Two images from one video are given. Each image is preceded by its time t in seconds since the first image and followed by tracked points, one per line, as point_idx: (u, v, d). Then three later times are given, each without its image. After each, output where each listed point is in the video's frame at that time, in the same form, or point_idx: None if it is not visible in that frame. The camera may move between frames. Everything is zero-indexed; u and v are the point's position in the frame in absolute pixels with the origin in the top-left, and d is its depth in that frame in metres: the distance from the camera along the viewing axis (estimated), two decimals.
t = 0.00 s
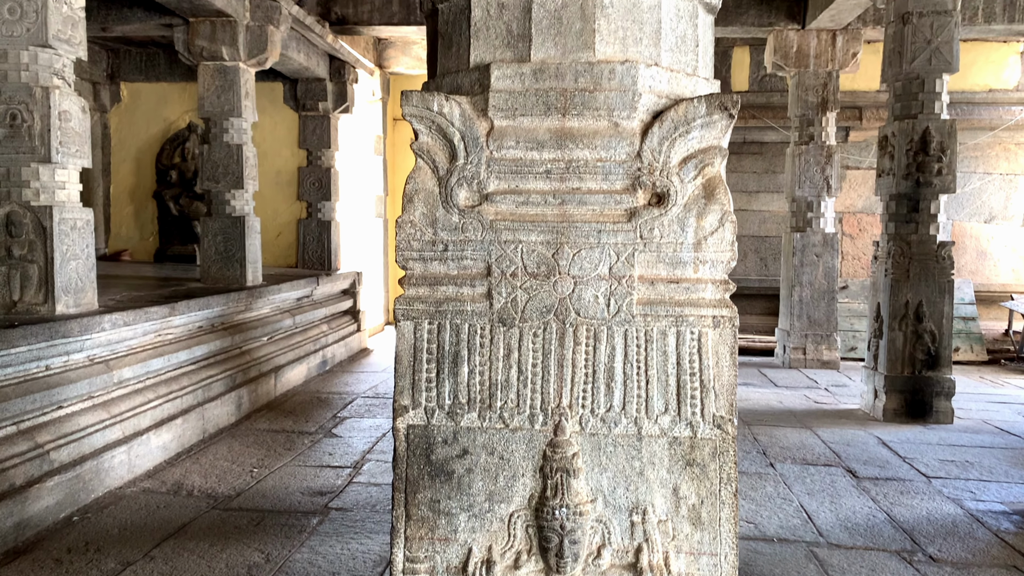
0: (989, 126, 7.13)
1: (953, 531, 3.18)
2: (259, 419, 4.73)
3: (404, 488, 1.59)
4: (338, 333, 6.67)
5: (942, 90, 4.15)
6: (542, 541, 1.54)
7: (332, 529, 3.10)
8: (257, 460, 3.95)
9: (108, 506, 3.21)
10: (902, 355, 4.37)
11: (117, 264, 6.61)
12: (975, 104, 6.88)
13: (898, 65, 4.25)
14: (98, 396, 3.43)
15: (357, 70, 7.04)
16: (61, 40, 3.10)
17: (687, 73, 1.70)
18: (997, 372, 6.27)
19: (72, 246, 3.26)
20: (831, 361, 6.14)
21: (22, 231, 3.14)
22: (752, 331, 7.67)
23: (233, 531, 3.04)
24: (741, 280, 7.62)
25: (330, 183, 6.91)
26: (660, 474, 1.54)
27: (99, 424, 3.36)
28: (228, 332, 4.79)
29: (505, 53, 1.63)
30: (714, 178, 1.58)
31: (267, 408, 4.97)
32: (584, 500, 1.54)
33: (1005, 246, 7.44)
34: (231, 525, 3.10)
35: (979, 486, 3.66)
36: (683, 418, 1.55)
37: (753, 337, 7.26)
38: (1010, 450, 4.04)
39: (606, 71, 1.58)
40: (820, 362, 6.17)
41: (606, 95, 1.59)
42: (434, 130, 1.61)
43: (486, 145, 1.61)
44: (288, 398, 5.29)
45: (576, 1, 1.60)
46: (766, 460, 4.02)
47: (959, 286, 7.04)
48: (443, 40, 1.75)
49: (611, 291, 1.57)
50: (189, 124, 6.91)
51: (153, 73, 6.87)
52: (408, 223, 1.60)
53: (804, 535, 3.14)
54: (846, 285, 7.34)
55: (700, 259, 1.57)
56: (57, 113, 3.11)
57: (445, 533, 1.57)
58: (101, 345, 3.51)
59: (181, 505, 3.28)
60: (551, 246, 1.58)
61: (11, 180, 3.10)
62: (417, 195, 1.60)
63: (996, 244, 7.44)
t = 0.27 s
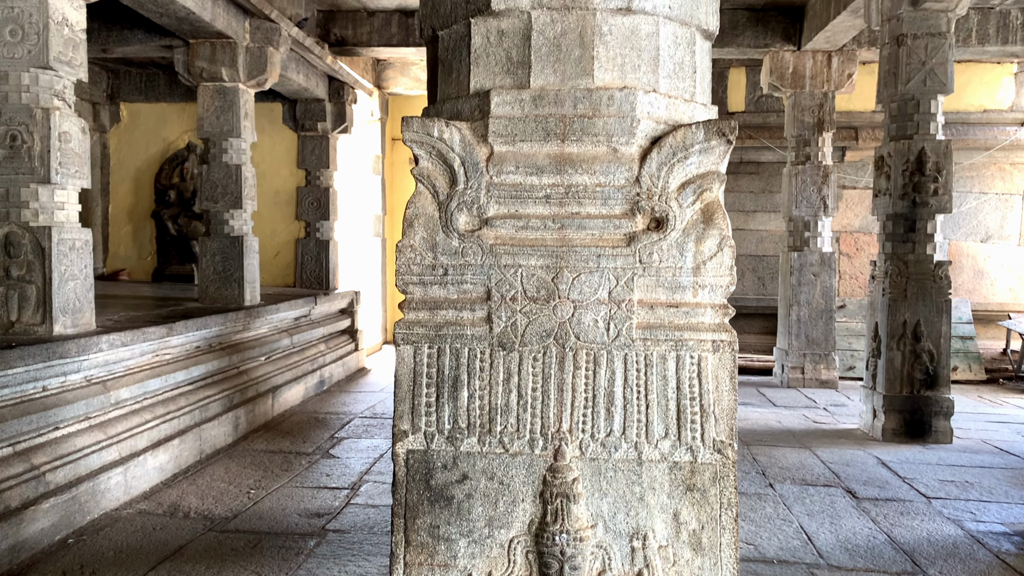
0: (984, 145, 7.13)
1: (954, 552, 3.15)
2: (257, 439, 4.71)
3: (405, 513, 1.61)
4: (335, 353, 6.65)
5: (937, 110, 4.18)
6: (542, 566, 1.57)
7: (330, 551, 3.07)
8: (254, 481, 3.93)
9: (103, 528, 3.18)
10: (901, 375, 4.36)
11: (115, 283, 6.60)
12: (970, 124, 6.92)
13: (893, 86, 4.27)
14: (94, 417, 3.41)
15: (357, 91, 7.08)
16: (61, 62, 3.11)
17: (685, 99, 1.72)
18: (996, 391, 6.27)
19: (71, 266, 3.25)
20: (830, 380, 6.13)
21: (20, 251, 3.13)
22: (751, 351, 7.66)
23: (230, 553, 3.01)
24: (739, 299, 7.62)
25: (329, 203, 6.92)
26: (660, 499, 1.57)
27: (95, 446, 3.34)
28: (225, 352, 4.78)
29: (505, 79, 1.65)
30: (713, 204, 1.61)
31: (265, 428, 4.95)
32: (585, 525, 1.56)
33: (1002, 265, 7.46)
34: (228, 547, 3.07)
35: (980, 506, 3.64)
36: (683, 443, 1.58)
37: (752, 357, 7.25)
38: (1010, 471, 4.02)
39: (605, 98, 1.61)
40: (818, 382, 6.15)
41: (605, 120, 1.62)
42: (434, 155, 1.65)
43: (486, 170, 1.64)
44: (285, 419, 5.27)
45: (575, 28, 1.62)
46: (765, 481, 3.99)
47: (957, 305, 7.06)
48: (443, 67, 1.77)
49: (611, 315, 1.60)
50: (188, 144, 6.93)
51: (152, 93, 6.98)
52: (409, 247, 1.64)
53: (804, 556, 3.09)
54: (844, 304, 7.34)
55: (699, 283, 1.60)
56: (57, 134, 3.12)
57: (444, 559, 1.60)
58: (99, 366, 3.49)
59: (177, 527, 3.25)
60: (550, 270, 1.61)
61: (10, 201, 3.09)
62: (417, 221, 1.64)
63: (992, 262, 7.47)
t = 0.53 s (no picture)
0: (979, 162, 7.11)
1: (954, 571, 3.12)
2: (254, 458, 4.69)
3: (402, 538, 1.61)
4: (333, 371, 6.64)
5: (932, 130, 4.20)
6: None
7: (327, 571, 3.04)
8: (251, 500, 3.91)
9: (99, 549, 3.16)
10: (899, 393, 4.36)
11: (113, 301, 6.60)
12: (965, 142, 6.97)
13: (888, 105, 4.30)
14: (91, 437, 3.39)
15: (355, 110, 7.11)
16: (62, 82, 3.13)
17: (681, 124, 1.73)
18: (994, 408, 6.26)
19: (69, 286, 3.24)
20: (828, 398, 6.12)
21: (18, 271, 3.12)
22: (749, 368, 7.66)
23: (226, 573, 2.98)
24: (737, 317, 7.62)
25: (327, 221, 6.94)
26: (659, 523, 1.58)
27: (91, 465, 3.32)
28: (223, 371, 4.76)
29: (503, 104, 1.67)
30: (709, 228, 1.63)
31: (262, 447, 4.93)
32: (583, 550, 1.57)
33: (999, 282, 7.47)
34: (225, 567, 3.05)
35: (979, 525, 3.62)
36: (681, 466, 1.59)
37: (750, 374, 7.24)
38: (1009, 489, 4.01)
39: (602, 124, 1.63)
40: (817, 400, 6.14)
41: (603, 145, 1.64)
42: (433, 180, 1.67)
43: (484, 195, 1.66)
44: (283, 437, 5.25)
45: (573, 55, 1.64)
46: (765, 499, 3.97)
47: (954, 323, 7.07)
48: (442, 92, 1.78)
49: (609, 338, 1.62)
50: (187, 162, 6.95)
51: (152, 111, 6.96)
52: (407, 271, 1.65)
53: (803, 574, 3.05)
54: (841, 322, 7.35)
55: (696, 307, 1.61)
56: (57, 154, 3.13)
57: None
58: (96, 385, 3.48)
59: (174, 548, 3.22)
60: (548, 294, 1.63)
61: (9, 221, 3.09)
62: (416, 244, 1.65)
63: (989, 280, 7.49)
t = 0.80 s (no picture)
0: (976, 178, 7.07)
1: None
2: (251, 476, 4.67)
3: (401, 561, 1.61)
4: (330, 388, 6.62)
5: (928, 147, 4.22)
6: None
7: None
8: (247, 519, 3.89)
9: (94, 569, 3.12)
10: (897, 409, 4.35)
11: (110, 318, 6.60)
12: (961, 159, 7.00)
13: (884, 123, 4.32)
14: (87, 455, 3.37)
15: (353, 127, 7.13)
16: (61, 100, 3.14)
17: (679, 146, 1.74)
18: (993, 425, 6.25)
19: (66, 303, 3.22)
20: (826, 415, 6.10)
21: (16, 288, 3.11)
22: (747, 385, 7.65)
23: None
24: (735, 333, 7.62)
25: (325, 237, 6.94)
26: (658, 546, 1.58)
27: (87, 483, 3.29)
28: (220, 388, 4.75)
29: (501, 128, 1.68)
30: (707, 250, 1.64)
31: (259, 465, 4.90)
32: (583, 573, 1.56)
33: (996, 298, 7.49)
34: None
35: (980, 543, 3.60)
36: (680, 489, 1.59)
37: (749, 391, 7.23)
38: (1009, 506, 4.00)
39: (600, 147, 1.64)
40: (815, 417, 6.13)
41: (601, 168, 1.64)
42: (432, 203, 1.68)
43: (483, 218, 1.67)
44: (280, 455, 5.23)
45: (571, 79, 1.65)
46: (764, 517, 3.95)
47: (952, 339, 7.08)
48: (441, 114, 1.80)
49: (608, 359, 1.62)
50: (185, 179, 6.97)
51: (151, 128, 7.02)
52: (407, 293, 1.67)
53: None
54: (839, 338, 7.35)
55: (695, 328, 1.62)
56: (56, 171, 3.13)
57: None
58: (93, 403, 3.46)
59: (170, 567, 3.19)
60: (547, 316, 1.63)
61: (7, 238, 3.09)
62: (415, 266, 1.67)
63: (987, 296, 7.50)
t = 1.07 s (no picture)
0: (972, 195, 7.15)
1: None
2: (248, 494, 4.65)
3: None
4: (328, 404, 6.60)
5: (923, 164, 4.24)
6: None
7: None
8: (244, 537, 3.87)
9: None
10: (896, 426, 4.35)
11: (106, 334, 6.59)
12: (957, 175, 7.04)
13: (880, 140, 4.34)
14: (84, 473, 3.35)
15: (351, 144, 7.16)
16: (61, 118, 3.14)
17: (676, 169, 1.75)
18: (991, 441, 6.24)
19: (64, 320, 3.21)
20: (825, 431, 6.09)
21: (13, 305, 3.09)
22: (745, 401, 7.64)
23: None
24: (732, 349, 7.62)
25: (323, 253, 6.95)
26: (658, 568, 1.58)
27: (83, 502, 3.27)
28: (217, 405, 4.73)
29: (500, 150, 1.69)
30: (705, 272, 1.65)
31: (256, 482, 4.88)
32: None
33: (993, 313, 7.50)
34: None
35: (980, 561, 3.56)
36: (679, 511, 1.60)
37: (747, 407, 7.21)
38: (1008, 523, 3.98)
39: (598, 169, 1.65)
40: (814, 433, 6.11)
41: (599, 191, 1.65)
42: (432, 225, 1.69)
43: (482, 239, 1.68)
44: (277, 472, 5.20)
45: (569, 102, 1.66)
46: (763, 535, 3.92)
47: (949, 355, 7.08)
48: (440, 136, 1.80)
49: (607, 381, 1.63)
50: (183, 196, 6.97)
51: (149, 145, 7.05)
52: (406, 314, 1.67)
53: None
54: (837, 354, 7.35)
55: (693, 350, 1.63)
56: (55, 189, 3.13)
57: None
58: (89, 421, 3.44)
59: None
60: (546, 337, 1.64)
61: (4, 255, 3.08)
62: (415, 288, 1.67)
63: (984, 311, 7.51)
